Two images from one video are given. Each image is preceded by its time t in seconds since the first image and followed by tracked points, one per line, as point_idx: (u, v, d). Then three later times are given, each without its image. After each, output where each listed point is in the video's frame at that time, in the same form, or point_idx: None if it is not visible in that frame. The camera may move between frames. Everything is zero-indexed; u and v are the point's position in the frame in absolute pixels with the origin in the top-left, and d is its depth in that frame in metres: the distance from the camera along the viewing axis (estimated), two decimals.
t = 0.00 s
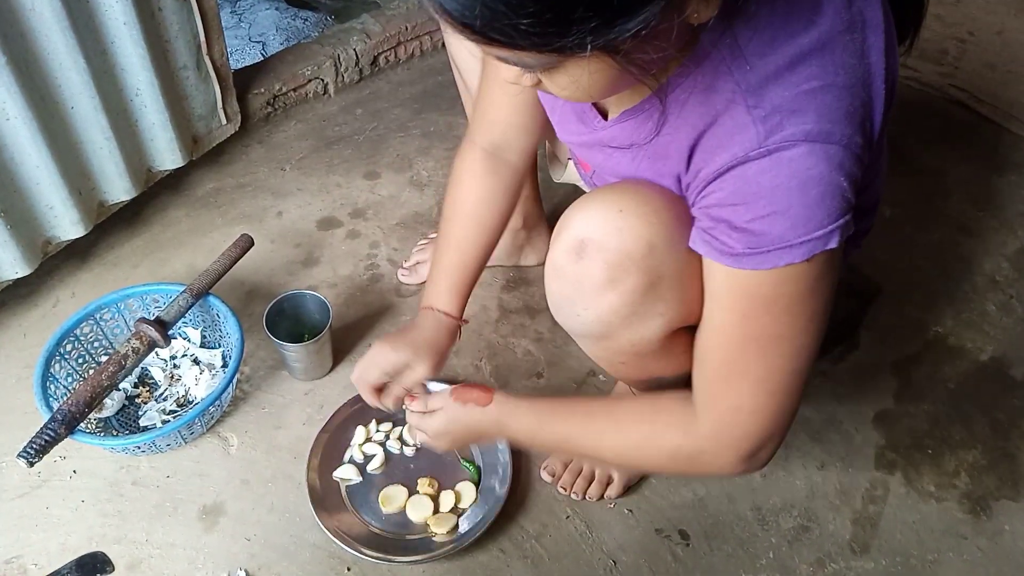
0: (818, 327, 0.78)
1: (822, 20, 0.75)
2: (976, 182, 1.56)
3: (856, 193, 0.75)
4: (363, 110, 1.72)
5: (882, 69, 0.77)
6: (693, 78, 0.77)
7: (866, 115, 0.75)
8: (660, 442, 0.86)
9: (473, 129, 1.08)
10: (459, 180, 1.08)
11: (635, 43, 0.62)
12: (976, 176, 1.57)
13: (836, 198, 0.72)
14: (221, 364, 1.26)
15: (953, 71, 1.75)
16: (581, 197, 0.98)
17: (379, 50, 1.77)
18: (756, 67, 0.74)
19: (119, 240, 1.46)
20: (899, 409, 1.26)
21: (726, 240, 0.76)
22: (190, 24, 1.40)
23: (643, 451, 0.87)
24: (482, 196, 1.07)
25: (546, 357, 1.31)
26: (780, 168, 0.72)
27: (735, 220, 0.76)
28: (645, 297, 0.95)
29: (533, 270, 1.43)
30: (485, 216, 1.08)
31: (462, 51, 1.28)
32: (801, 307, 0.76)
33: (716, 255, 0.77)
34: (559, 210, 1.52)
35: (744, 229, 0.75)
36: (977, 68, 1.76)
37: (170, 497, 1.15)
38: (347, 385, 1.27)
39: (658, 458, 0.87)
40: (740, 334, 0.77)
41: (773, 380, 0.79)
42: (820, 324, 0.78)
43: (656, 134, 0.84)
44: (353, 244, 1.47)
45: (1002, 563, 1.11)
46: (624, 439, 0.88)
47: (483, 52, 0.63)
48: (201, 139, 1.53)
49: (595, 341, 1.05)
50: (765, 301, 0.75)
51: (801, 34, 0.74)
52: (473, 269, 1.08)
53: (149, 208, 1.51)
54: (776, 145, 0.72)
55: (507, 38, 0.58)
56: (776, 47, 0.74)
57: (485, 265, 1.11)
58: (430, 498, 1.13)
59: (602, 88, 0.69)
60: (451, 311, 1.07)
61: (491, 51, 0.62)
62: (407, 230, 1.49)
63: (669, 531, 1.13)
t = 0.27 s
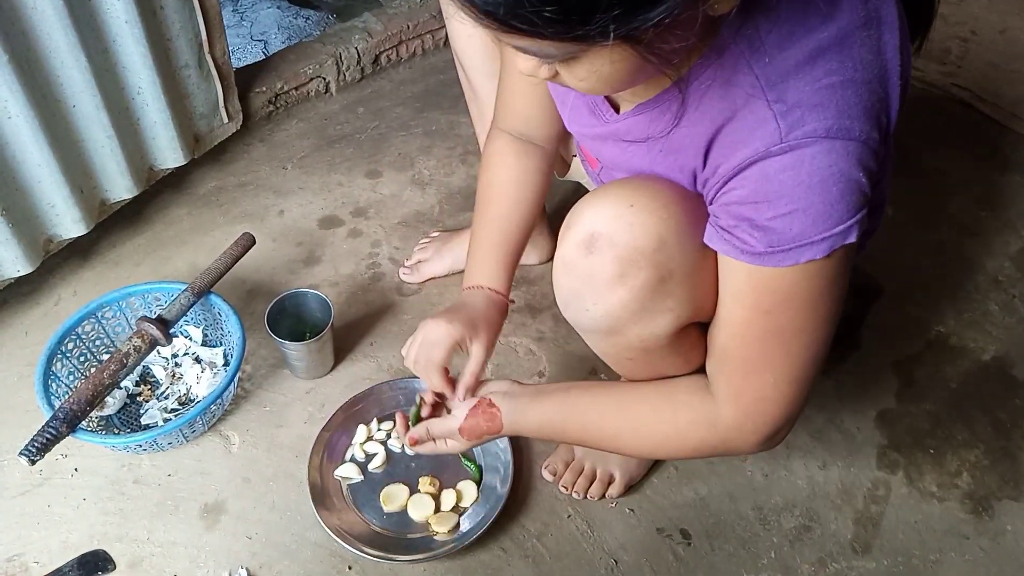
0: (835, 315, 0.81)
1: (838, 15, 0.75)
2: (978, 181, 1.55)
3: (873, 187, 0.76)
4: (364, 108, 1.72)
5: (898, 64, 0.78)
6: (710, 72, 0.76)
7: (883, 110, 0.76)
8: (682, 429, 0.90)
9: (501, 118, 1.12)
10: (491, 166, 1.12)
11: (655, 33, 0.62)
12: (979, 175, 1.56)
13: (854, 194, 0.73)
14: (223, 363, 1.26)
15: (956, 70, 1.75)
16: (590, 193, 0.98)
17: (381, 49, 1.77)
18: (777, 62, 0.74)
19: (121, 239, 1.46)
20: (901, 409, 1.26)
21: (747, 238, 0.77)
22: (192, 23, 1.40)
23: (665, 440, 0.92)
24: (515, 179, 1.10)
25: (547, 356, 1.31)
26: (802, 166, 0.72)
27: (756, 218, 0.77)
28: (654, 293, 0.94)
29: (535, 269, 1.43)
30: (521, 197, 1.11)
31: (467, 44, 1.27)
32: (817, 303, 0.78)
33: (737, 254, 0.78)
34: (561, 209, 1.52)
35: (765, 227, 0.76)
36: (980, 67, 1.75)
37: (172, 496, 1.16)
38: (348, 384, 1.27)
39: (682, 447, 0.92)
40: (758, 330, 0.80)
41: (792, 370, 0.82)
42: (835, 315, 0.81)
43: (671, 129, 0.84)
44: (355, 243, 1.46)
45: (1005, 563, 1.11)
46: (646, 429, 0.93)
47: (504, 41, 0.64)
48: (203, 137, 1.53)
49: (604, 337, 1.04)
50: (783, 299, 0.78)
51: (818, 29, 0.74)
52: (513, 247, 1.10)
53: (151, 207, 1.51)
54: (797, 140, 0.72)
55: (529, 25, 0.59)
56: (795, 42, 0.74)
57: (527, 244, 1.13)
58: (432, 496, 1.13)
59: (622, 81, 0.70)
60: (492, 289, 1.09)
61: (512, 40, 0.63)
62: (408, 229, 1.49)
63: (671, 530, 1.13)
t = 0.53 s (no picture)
0: (836, 317, 0.81)
1: (842, 15, 0.75)
2: (979, 181, 1.55)
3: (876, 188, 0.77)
4: (365, 108, 1.72)
5: (901, 66, 0.78)
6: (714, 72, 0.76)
7: (887, 111, 0.76)
8: (683, 428, 0.90)
9: (500, 111, 1.11)
10: (490, 159, 1.12)
11: (661, 35, 0.62)
12: (979, 175, 1.56)
13: (858, 195, 0.73)
14: (223, 363, 1.26)
15: (957, 70, 1.75)
16: (592, 193, 0.98)
17: (381, 49, 1.77)
18: (782, 62, 0.74)
19: (121, 239, 1.47)
20: (902, 409, 1.26)
21: (749, 239, 0.77)
22: (192, 23, 1.40)
23: (665, 437, 0.92)
24: (513, 174, 1.11)
25: (547, 356, 1.31)
26: (805, 166, 0.72)
27: (759, 218, 0.77)
28: (657, 292, 0.94)
29: (535, 269, 1.43)
30: (519, 192, 1.11)
31: (468, 44, 1.27)
32: (819, 305, 0.78)
33: (739, 254, 0.78)
34: (561, 209, 1.52)
35: (768, 227, 0.76)
36: (981, 67, 1.75)
37: (172, 496, 1.16)
38: (349, 384, 1.27)
39: (683, 446, 0.92)
40: (760, 331, 0.80)
41: (794, 372, 0.82)
42: (837, 317, 0.81)
43: (675, 129, 0.84)
44: (355, 243, 1.46)
45: (1005, 563, 1.11)
46: (647, 427, 0.93)
47: (509, 42, 0.64)
48: (203, 137, 1.53)
49: (605, 337, 1.04)
50: (786, 301, 0.78)
51: (823, 29, 0.74)
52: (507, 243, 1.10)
53: (151, 207, 1.52)
54: (802, 140, 0.72)
55: (536, 27, 0.59)
56: (800, 42, 0.74)
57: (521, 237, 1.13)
58: (432, 497, 1.13)
59: (628, 82, 0.69)
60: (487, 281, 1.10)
61: (517, 42, 0.63)
62: (409, 229, 1.49)
63: (672, 530, 1.13)
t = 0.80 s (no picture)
0: (837, 318, 0.81)
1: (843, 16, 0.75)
2: (979, 181, 1.55)
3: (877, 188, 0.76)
4: (365, 109, 1.72)
5: (902, 67, 0.78)
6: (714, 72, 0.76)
7: (888, 111, 0.76)
8: (683, 427, 0.90)
9: (497, 116, 1.11)
10: (484, 163, 1.11)
11: (659, 37, 0.62)
12: (979, 175, 1.56)
13: (859, 195, 0.73)
14: (223, 363, 1.26)
15: (957, 70, 1.75)
16: (592, 194, 0.98)
17: (381, 50, 1.77)
18: (782, 63, 0.74)
19: (121, 240, 1.47)
20: (902, 409, 1.26)
21: (750, 240, 0.77)
22: (192, 23, 1.40)
23: (665, 437, 0.92)
24: (508, 178, 1.10)
25: (547, 356, 1.31)
26: (806, 167, 0.72)
27: (760, 219, 0.77)
28: (658, 294, 0.94)
29: (535, 269, 1.43)
30: (512, 198, 1.11)
31: (467, 46, 1.27)
32: (820, 306, 0.78)
33: (740, 255, 0.78)
34: (561, 210, 1.52)
35: (769, 228, 0.76)
36: (980, 67, 1.75)
37: (172, 496, 1.16)
38: (349, 384, 1.27)
39: (683, 446, 0.92)
40: (761, 332, 0.80)
41: (794, 372, 0.83)
42: (838, 318, 0.81)
43: (675, 130, 0.84)
44: (355, 244, 1.47)
45: (1006, 563, 1.11)
46: (647, 426, 0.93)
47: (508, 41, 0.64)
48: (203, 138, 1.53)
49: (606, 338, 1.04)
50: (787, 302, 0.78)
51: (823, 30, 0.74)
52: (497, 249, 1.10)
53: (152, 208, 1.52)
54: (803, 141, 0.72)
55: (535, 27, 0.59)
56: (800, 43, 0.74)
57: (511, 245, 1.13)
58: (432, 497, 1.13)
59: (625, 83, 0.70)
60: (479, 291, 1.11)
61: (516, 41, 0.63)
62: (409, 229, 1.49)
63: (672, 530, 1.13)
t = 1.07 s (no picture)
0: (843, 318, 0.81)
1: (844, 19, 0.75)
2: (979, 181, 1.55)
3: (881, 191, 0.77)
4: (364, 109, 1.72)
5: (904, 70, 0.78)
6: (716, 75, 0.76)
7: (890, 114, 0.76)
8: (697, 437, 0.88)
9: (496, 86, 1.14)
10: (464, 124, 1.16)
11: (656, 40, 0.62)
12: (978, 174, 1.56)
13: (862, 198, 0.73)
14: (223, 363, 1.26)
15: (956, 70, 1.75)
16: (596, 196, 0.97)
17: (380, 50, 1.77)
18: (784, 67, 0.74)
19: (121, 240, 1.47)
20: (902, 408, 1.26)
21: (754, 243, 0.78)
22: (191, 24, 1.40)
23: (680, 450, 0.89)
24: (480, 144, 1.16)
25: (547, 356, 1.31)
26: (809, 170, 0.72)
27: (764, 222, 0.77)
28: (663, 296, 0.94)
29: (535, 269, 1.43)
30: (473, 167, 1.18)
31: (469, 46, 1.27)
32: (826, 306, 0.78)
33: (745, 258, 0.78)
34: (561, 209, 1.52)
35: (773, 231, 0.76)
36: (980, 67, 1.75)
37: (172, 496, 1.16)
38: (349, 384, 1.27)
39: (694, 455, 0.89)
40: (767, 333, 0.80)
41: (802, 372, 0.82)
42: (843, 317, 0.81)
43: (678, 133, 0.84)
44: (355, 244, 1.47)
45: (1006, 562, 1.11)
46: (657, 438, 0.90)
47: (505, 40, 0.63)
48: (202, 138, 1.53)
49: (611, 339, 1.04)
50: (793, 303, 0.78)
51: (824, 33, 0.74)
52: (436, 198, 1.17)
53: (151, 208, 1.52)
54: (805, 144, 0.72)
55: (532, 29, 0.58)
56: (801, 47, 0.74)
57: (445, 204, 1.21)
58: (433, 497, 1.13)
59: (622, 83, 0.70)
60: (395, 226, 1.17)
61: (513, 40, 0.63)
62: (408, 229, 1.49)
63: (672, 530, 1.13)
